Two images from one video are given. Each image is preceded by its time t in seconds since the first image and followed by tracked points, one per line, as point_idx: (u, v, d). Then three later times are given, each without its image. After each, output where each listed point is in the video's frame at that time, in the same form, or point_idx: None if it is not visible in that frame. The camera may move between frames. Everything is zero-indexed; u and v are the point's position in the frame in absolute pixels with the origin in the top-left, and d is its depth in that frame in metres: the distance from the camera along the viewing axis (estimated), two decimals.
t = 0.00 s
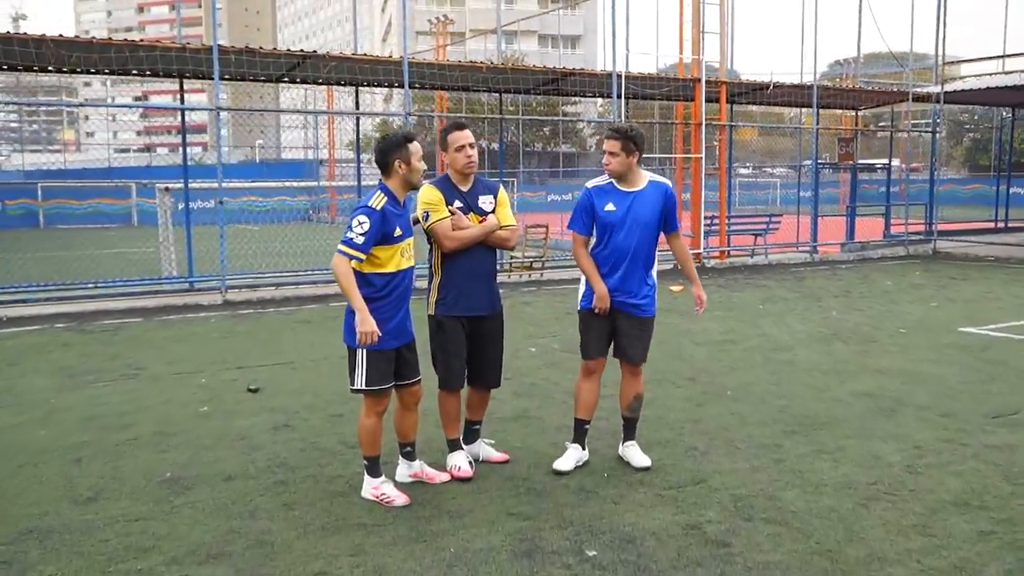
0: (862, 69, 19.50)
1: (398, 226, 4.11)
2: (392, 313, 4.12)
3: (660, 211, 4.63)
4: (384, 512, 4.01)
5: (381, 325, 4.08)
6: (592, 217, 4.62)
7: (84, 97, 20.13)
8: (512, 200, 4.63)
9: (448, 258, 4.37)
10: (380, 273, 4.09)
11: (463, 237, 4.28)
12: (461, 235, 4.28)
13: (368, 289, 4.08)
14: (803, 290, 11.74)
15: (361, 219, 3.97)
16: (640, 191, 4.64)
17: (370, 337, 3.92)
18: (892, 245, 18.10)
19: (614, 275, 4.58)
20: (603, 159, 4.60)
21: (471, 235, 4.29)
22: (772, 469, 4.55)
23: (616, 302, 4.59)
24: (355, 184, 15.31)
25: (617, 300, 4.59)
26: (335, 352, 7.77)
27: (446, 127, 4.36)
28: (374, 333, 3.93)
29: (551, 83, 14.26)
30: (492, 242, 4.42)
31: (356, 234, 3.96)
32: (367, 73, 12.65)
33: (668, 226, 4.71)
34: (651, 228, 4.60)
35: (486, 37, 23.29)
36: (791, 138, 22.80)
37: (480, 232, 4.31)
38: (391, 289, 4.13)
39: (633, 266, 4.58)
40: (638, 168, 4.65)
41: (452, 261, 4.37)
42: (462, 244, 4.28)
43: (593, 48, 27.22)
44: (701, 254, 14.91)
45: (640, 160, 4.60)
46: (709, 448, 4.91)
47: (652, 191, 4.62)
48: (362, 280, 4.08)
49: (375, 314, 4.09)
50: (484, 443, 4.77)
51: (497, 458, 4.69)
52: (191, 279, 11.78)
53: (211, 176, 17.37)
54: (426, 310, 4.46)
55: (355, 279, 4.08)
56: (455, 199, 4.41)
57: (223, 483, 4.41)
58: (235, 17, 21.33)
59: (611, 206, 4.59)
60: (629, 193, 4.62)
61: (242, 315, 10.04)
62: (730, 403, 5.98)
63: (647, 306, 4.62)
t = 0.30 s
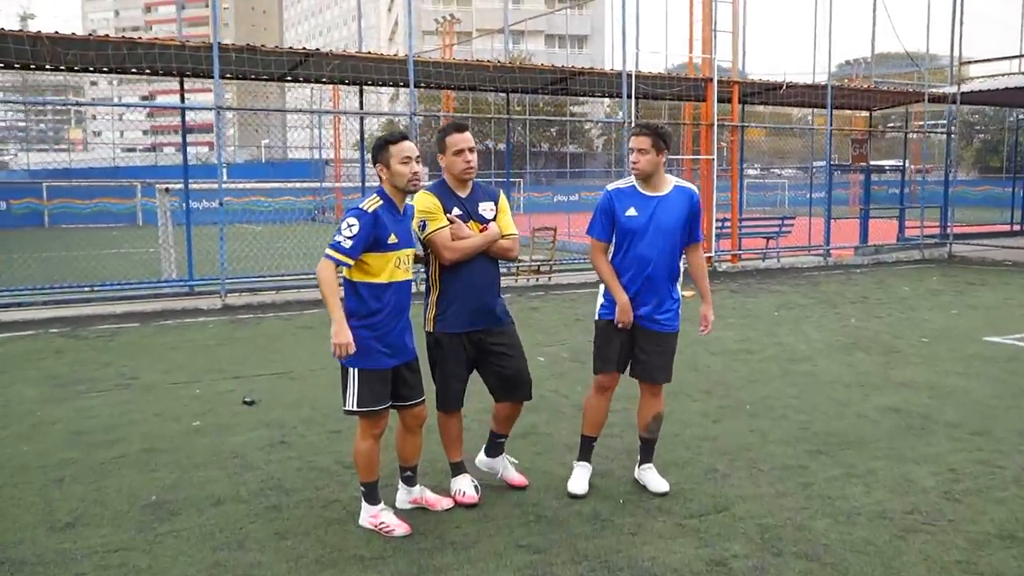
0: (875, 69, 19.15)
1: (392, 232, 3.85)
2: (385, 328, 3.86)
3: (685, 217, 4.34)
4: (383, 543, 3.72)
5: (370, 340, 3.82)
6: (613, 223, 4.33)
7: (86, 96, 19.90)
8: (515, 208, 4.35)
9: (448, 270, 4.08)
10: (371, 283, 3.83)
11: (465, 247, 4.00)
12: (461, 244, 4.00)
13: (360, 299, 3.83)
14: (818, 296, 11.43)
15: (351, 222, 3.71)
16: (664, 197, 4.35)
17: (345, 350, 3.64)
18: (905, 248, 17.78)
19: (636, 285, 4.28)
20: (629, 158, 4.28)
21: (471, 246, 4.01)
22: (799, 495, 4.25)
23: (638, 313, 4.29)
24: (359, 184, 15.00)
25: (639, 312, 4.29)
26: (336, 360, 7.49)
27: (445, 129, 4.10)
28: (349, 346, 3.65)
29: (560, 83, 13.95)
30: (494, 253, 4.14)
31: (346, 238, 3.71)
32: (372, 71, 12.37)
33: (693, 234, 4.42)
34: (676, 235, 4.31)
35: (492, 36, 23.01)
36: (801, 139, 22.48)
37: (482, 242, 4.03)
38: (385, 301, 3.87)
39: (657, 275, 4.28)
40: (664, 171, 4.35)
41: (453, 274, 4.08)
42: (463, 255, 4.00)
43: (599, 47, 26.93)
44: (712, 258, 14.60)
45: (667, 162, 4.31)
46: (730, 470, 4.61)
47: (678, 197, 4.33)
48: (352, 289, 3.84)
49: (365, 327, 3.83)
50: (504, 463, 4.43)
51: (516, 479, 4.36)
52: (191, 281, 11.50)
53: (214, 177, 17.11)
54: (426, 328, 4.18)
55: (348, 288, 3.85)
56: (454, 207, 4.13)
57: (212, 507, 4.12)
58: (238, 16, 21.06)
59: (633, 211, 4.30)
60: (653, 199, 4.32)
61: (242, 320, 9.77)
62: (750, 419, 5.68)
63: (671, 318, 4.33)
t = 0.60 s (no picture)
0: (891, 67, 18.82)
1: (395, 234, 3.55)
2: (385, 340, 3.55)
3: (710, 220, 4.04)
4: None
5: (370, 353, 3.54)
6: (636, 228, 3.95)
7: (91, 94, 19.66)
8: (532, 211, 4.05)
9: (461, 278, 3.77)
10: (371, 290, 3.55)
11: (478, 252, 3.69)
12: (474, 248, 3.69)
13: (359, 307, 3.55)
14: (838, 300, 11.11)
15: (348, 222, 3.44)
16: (687, 198, 4.02)
17: (320, 365, 3.37)
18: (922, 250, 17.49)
19: (667, 298, 3.96)
20: (661, 154, 3.93)
21: (485, 250, 3.69)
22: (838, 522, 3.93)
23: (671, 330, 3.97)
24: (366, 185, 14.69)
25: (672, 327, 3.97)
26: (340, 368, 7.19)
27: (455, 125, 3.80)
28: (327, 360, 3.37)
29: (572, 81, 13.62)
30: (510, 257, 3.82)
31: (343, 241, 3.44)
32: (379, 68, 12.05)
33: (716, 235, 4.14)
34: (703, 239, 4.01)
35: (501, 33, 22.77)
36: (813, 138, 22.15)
37: (497, 245, 3.71)
38: (387, 310, 3.56)
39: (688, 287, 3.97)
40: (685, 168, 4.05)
41: (465, 283, 3.77)
42: (477, 259, 3.69)
43: (608, 45, 26.65)
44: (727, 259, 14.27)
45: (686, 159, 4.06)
46: (762, 493, 4.29)
47: (703, 196, 4.03)
48: (352, 296, 3.56)
49: (365, 339, 3.54)
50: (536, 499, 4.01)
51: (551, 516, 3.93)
52: (194, 284, 11.21)
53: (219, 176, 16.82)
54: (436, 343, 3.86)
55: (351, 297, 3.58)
56: (466, 208, 3.83)
57: (205, 534, 3.81)
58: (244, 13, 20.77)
59: (659, 216, 3.94)
60: (677, 200, 3.99)
61: (245, 324, 9.47)
62: (779, 433, 5.37)
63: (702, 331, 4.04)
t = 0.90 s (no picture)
0: (908, 64, 18.47)
1: (401, 235, 3.26)
2: (393, 351, 3.26)
3: (721, 218, 3.73)
4: None
5: (377, 365, 3.25)
6: (639, 227, 3.66)
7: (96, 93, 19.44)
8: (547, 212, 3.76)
9: (470, 286, 3.48)
10: (376, 296, 3.26)
11: (490, 257, 3.40)
12: (486, 253, 3.40)
13: (364, 314, 3.27)
14: (858, 302, 10.79)
15: (350, 223, 3.16)
16: (695, 194, 3.71)
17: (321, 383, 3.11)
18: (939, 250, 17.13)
19: (675, 302, 3.66)
20: (667, 147, 3.63)
21: (498, 256, 3.40)
22: (879, 549, 3.63)
23: (679, 336, 3.66)
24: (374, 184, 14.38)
25: (681, 334, 3.66)
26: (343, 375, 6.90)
27: (465, 119, 3.51)
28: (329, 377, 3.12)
29: (583, 78, 13.30)
30: (524, 263, 3.53)
31: (344, 243, 3.16)
32: (386, 65, 11.77)
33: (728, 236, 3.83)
34: (713, 239, 3.70)
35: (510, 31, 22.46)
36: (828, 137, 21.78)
37: (511, 250, 3.42)
38: (395, 317, 3.28)
39: (698, 290, 3.66)
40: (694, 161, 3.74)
41: (474, 291, 3.48)
42: (488, 266, 3.39)
43: (618, 43, 26.34)
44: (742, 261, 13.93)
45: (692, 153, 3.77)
46: (793, 515, 4.00)
47: (713, 194, 3.72)
48: (356, 303, 3.28)
49: (370, 350, 3.26)
50: (553, 523, 3.73)
51: (569, 543, 3.64)
52: (197, 286, 10.95)
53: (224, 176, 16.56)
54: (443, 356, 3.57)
55: (356, 304, 3.30)
56: (477, 209, 3.54)
57: (192, 562, 3.52)
58: (251, 12, 20.51)
59: (663, 213, 3.64)
60: (683, 197, 3.68)
61: (247, 328, 9.19)
62: (806, 448, 5.06)
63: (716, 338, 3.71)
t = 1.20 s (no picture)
0: (925, 61, 18.08)
1: (407, 241, 2.96)
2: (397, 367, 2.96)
3: (723, 224, 3.39)
4: None
5: (382, 385, 2.95)
6: (629, 233, 3.45)
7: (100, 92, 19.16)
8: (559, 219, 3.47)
9: (473, 299, 3.19)
10: (379, 310, 2.95)
11: (497, 268, 3.11)
12: (494, 264, 3.11)
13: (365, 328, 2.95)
14: (878, 307, 10.45)
15: (352, 228, 2.86)
16: (695, 197, 3.40)
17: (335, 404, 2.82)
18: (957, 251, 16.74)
19: (660, 314, 3.39)
20: (648, 149, 3.40)
21: (508, 267, 3.12)
22: None
23: (661, 350, 3.38)
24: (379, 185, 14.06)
25: (663, 349, 3.38)
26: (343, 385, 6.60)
27: (473, 116, 3.21)
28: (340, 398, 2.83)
29: (594, 75, 12.96)
30: (535, 274, 3.24)
31: (345, 251, 2.84)
32: (392, 62, 11.46)
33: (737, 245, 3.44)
34: (712, 247, 3.37)
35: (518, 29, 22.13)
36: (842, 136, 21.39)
37: (522, 261, 3.14)
38: (401, 330, 2.97)
39: (686, 300, 3.35)
40: (690, 161, 3.43)
41: (478, 305, 3.20)
42: (497, 277, 3.10)
43: (627, 42, 26.00)
44: (757, 262, 13.58)
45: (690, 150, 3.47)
46: (828, 546, 3.68)
47: (714, 196, 3.39)
48: (356, 316, 2.96)
49: (374, 368, 2.95)
50: (563, 557, 3.42)
51: None
52: (198, 289, 10.65)
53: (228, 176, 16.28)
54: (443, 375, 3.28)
55: (354, 317, 2.99)
56: (486, 215, 3.25)
57: None
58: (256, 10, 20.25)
59: (654, 217, 3.39)
60: (679, 200, 3.39)
61: (247, 334, 8.90)
62: (836, 467, 4.74)
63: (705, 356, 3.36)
